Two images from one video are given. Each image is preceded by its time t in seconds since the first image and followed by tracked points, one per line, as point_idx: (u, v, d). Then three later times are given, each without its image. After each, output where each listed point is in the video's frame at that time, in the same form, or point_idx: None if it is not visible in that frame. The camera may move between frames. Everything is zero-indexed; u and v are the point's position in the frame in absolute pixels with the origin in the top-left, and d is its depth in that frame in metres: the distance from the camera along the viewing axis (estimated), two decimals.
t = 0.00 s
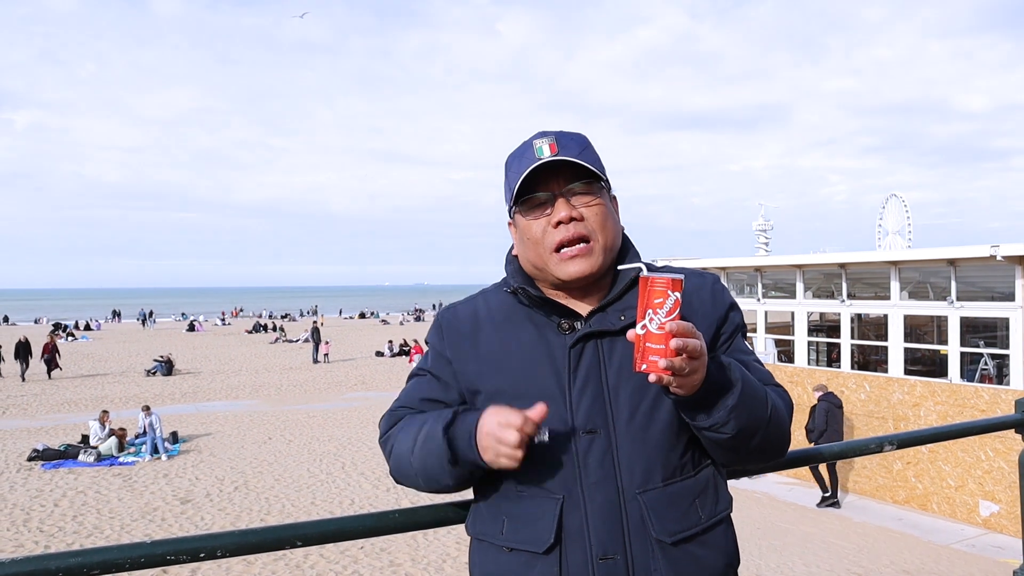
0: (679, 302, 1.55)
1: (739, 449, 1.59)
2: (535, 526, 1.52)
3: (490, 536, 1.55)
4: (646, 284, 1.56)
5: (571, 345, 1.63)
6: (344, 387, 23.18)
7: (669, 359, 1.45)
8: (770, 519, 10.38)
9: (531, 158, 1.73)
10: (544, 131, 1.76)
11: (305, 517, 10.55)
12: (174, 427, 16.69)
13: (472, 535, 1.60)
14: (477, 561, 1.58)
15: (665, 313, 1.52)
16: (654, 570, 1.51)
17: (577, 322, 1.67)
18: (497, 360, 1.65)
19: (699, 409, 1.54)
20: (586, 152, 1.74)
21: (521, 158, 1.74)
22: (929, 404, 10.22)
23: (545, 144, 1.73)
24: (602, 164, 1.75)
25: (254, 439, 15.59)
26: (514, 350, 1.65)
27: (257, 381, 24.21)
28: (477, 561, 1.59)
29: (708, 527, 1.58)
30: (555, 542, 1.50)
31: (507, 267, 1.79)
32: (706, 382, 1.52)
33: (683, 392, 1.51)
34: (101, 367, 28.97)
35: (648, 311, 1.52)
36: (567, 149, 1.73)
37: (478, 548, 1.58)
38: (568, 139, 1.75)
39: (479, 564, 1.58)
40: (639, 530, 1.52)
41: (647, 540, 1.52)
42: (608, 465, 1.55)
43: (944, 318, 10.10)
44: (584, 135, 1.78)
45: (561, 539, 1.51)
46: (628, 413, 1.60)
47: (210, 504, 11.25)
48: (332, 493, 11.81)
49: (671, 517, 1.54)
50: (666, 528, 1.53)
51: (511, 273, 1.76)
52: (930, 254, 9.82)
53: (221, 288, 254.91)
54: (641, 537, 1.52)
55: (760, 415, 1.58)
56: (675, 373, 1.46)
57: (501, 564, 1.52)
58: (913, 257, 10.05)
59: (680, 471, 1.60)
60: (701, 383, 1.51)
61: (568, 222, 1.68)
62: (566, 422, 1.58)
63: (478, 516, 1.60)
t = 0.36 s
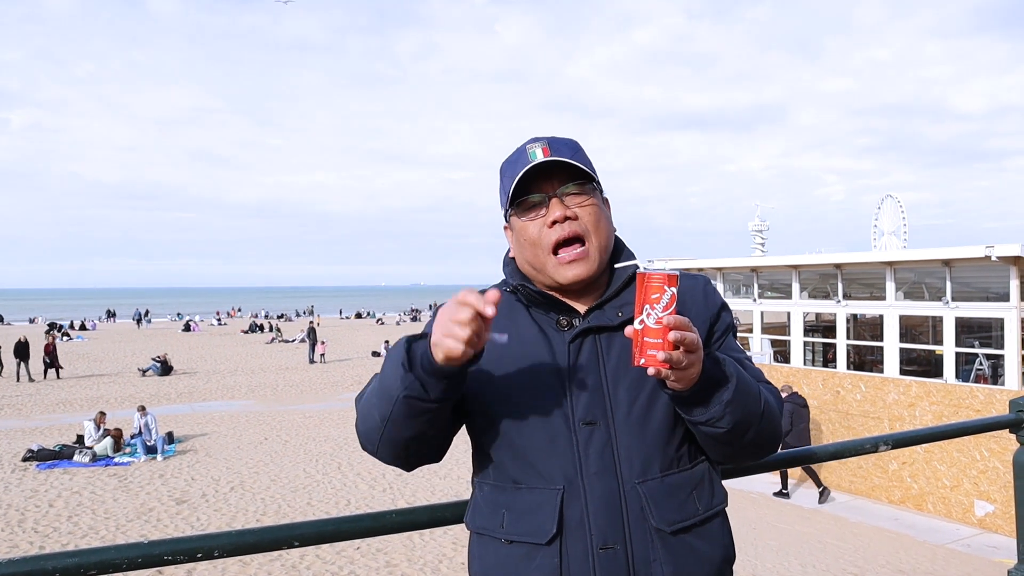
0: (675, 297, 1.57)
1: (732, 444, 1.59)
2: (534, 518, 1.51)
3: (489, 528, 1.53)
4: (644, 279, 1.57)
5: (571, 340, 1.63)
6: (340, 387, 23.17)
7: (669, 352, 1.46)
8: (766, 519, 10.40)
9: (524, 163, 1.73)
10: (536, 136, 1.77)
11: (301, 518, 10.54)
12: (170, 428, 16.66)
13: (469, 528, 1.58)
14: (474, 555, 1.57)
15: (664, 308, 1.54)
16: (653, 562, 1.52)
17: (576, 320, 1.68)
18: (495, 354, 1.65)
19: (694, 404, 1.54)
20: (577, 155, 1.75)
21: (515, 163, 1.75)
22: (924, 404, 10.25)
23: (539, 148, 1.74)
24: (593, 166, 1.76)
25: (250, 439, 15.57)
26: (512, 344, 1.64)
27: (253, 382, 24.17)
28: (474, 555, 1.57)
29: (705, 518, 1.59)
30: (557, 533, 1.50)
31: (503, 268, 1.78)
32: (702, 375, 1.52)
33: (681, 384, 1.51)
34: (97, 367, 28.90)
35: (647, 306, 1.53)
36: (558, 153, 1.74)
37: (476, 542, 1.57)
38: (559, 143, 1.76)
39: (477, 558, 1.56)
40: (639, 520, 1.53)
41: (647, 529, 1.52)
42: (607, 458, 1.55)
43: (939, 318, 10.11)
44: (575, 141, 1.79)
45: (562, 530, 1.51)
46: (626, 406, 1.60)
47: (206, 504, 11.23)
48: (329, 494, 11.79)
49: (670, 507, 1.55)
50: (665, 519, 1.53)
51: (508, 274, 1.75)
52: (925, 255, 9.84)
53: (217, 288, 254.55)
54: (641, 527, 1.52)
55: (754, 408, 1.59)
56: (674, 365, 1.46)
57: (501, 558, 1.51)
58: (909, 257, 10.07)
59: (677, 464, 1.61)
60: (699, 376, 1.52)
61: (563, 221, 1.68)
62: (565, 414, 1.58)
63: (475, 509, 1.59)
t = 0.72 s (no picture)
0: (662, 300, 1.53)
1: (722, 445, 1.59)
2: (530, 521, 1.51)
3: (484, 532, 1.53)
4: (631, 280, 1.53)
5: (562, 344, 1.63)
6: (340, 389, 23.18)
7: (649, 355, 1.44)
8: (766, 521, 10.40)
9: (513, 168, 1.72)
10: (526, 141, 1.76)
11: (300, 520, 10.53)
12: (169, 430, 16.66)
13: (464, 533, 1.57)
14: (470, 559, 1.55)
15: (648, 310, 1.49)
16: (650, 563, 1.52)
17: (568, 322, 1.67)
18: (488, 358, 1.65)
19: (680, 410, 1.53)
20: (568, 159, 1.74)
21: (505, 169, 1.74)
22: (923, 407, 10.26)
23: (528, 153, 1.73)
24: (584, 169, 1.75)
25: (249, 441, 15.56)
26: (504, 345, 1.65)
27: (253, 384, 24.17)
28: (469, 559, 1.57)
29: (700, 520, 1.58)
30: (553, 536, 1.49)
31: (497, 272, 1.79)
32: (686, 381, 1.51)
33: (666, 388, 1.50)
34: (96, 369, 28.87)
35: (632, 307, 1.48)
36: (550, 156, 1.72)
37: (471, 546, 1.56)
38: (550, 147, 1.75)
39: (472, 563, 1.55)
40: (634, 521, 1.53)
41: (642, 532, 1.52)
42: (602, 459, 1.55)
43: (938, 320, 10.10)
44: (566, 143, 1.78)
45: (559, 533, 1.50)
46: (619, 408, 1.60)
47: (205, 506, 11.21)
48: (328, 496, 11.78)
49: (666, 509, 1.55)
50: (661, 520, 1.53)
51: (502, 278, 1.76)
52: (925, 257, 9.85)
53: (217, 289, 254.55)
54: (636, 529, 1.52)
55: (741, 413, 1.58)
56: (655, 369, 1.44)
57: (497, 562, 1.50)
58: (908, 260, 10.08)
59: (672, 465, 1.61)
60: (679, 383, 1.51)
61: (555, 226, 1.68)
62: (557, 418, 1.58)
63: (469, 513, 1.58)
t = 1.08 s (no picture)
0: (632, 315, 1.54)
1: (708, 443, 1.60)
2: (528, 534, 1.52)
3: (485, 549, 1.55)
4: (600, 297, 1.55)
5: (537, 357, 1.63)
6: (339, 391, 23.16)
7: (619, 371, 1.44)
8: (764, 523, 10.40)
9: (455, 194, 1.73)
10: (460, 164, 1.76)
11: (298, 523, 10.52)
12: (167, 432, 16.64)
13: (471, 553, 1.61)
14: None
15: (618, 326, 1.51)
16: (652, 564, 1.52)
17: (539, 333, 1.66)
18: (467, 380, 1.66)
19: (659, 420, 1.56)
20: (504, 171, 1.73)
21: (447, 198, 1.74)
22: (921, 409, 10.27)
23: (465, 176, 1.73)
24: (524, 178, 1.74)
25: (248, 443, 15.54)
26: (479, 366, 1.66)
27: (252, 386, 24.15)
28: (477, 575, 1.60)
29: (699, 515, 1.58)
30: (552, 550, 1.51)
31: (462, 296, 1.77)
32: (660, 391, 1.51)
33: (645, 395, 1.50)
34: (95, 372, 28.84)
35: (600, 324, 1.51)
36: (486, 176, 1.72)
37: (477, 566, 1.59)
38: (485, 165, 1.74)
39: None
40: (630, 526, 1.53)
41: (642, 534, 1.52)
42: (592, 466, 1.55)
43: (937, 323, 10.11)
44: (501, 155, 1.77)
45: (557, 546, 1.51)
46: (602, 414, 1.60)
47: (204, 509, 11.20)
48: (327, 498, 11.77)
49: (662, 511, 1.55)
50: (659, 520, 1.53)
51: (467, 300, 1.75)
52: (923, 260, 9.85)
53: (215, 292, 254.44)
54: (636, 531, 1.52)
55: (722, 412, 1.58)
56: (625, 386, 1.45)
57: None
58: (907, 263, 10.10)
59: (663, 464, 1.60)
60: (653, 394, 1.51)
61: (509, 241, 1.67)
62: (544, 431, 1.58)
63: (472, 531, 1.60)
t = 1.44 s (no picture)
0: (644, 327, 1.54)
1: (720, 458, 1.60)
2: (535, 531, 1.52)
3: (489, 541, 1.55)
4: (612, 309, 1.54)
5: (559, 354, 1.63)
6: (338, 391, 23.15)
7: (628, 383, 1.45)
8: (763, 523, 10.41)
9: (498, 178, 1.72)
10: (508, 149, 1.76)
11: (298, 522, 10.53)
12: (166, 432, 16.63)
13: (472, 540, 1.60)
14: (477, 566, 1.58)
15: (630, 338, 1.51)
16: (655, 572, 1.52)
17: (566, 331, 1.67)
18: (489, 369, 1.66)
19: (671, 428, 1.56)
20: (551, 163, 1.73)
21: (490, 181, 1.74)
22: (921, 409, 10.28)
23: (511, 161, 1.72)
24: (570, 172, 1.74)
25: (247, 443, 15.54)
26: (502, 359, 1.66)
27: (251, 386, 24.14)
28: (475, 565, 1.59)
29: (705, 527, 1.59)
30: (556, 547, 1.50)
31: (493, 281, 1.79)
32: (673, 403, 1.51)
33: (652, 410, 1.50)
34: (93, 371, 28.79)
35: (613, 334, 1.51)
36: (532, 164, 1.71)
37: (478, 553, 1.58)
38: (532, 153, 1.74)
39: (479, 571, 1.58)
40: (636, 531, 1.53)
41: (647, 541, 1.52)
42: (603, 469, 1.55)
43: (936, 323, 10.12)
44: (549, 146, 1.77)
45: (562, 543, 1.51)
46: (620, 417, 1.60)
47: (203, 508, 11.21)
48: (326, 498, 11.77)
49: (669, 519, 1.55)
50: (665, 529, 1.53)
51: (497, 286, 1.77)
52: (922, 260, 9.86)
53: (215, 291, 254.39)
54: (640, 538, 1.52)
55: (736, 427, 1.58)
56: (635, 398, 1.45)
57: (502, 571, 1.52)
58: (906, 263, 10.11)
59: (674, 472, 1.60)
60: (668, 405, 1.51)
61: (545, 233, 1.68)
62: (560, 428, 1.58)
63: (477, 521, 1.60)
